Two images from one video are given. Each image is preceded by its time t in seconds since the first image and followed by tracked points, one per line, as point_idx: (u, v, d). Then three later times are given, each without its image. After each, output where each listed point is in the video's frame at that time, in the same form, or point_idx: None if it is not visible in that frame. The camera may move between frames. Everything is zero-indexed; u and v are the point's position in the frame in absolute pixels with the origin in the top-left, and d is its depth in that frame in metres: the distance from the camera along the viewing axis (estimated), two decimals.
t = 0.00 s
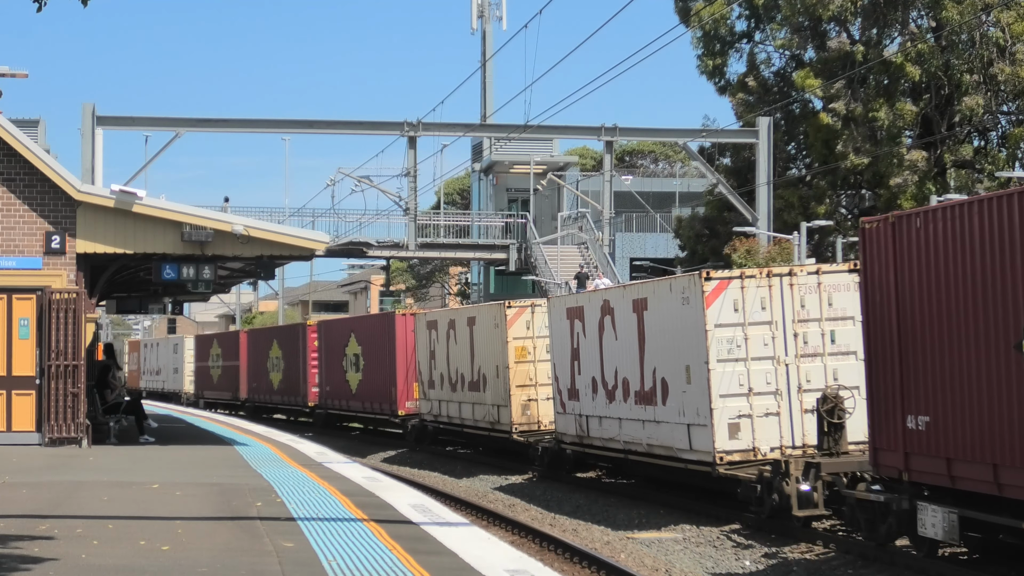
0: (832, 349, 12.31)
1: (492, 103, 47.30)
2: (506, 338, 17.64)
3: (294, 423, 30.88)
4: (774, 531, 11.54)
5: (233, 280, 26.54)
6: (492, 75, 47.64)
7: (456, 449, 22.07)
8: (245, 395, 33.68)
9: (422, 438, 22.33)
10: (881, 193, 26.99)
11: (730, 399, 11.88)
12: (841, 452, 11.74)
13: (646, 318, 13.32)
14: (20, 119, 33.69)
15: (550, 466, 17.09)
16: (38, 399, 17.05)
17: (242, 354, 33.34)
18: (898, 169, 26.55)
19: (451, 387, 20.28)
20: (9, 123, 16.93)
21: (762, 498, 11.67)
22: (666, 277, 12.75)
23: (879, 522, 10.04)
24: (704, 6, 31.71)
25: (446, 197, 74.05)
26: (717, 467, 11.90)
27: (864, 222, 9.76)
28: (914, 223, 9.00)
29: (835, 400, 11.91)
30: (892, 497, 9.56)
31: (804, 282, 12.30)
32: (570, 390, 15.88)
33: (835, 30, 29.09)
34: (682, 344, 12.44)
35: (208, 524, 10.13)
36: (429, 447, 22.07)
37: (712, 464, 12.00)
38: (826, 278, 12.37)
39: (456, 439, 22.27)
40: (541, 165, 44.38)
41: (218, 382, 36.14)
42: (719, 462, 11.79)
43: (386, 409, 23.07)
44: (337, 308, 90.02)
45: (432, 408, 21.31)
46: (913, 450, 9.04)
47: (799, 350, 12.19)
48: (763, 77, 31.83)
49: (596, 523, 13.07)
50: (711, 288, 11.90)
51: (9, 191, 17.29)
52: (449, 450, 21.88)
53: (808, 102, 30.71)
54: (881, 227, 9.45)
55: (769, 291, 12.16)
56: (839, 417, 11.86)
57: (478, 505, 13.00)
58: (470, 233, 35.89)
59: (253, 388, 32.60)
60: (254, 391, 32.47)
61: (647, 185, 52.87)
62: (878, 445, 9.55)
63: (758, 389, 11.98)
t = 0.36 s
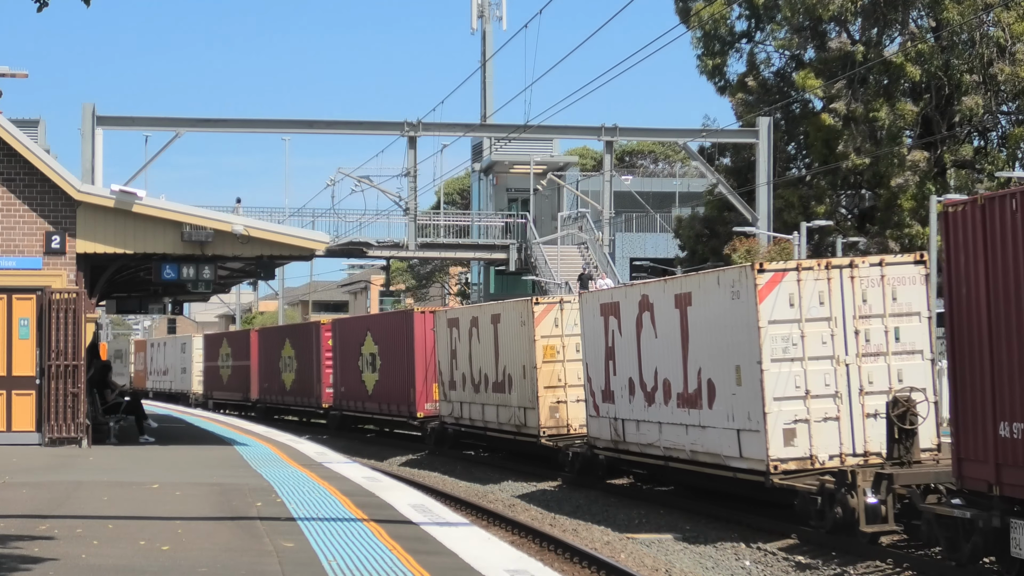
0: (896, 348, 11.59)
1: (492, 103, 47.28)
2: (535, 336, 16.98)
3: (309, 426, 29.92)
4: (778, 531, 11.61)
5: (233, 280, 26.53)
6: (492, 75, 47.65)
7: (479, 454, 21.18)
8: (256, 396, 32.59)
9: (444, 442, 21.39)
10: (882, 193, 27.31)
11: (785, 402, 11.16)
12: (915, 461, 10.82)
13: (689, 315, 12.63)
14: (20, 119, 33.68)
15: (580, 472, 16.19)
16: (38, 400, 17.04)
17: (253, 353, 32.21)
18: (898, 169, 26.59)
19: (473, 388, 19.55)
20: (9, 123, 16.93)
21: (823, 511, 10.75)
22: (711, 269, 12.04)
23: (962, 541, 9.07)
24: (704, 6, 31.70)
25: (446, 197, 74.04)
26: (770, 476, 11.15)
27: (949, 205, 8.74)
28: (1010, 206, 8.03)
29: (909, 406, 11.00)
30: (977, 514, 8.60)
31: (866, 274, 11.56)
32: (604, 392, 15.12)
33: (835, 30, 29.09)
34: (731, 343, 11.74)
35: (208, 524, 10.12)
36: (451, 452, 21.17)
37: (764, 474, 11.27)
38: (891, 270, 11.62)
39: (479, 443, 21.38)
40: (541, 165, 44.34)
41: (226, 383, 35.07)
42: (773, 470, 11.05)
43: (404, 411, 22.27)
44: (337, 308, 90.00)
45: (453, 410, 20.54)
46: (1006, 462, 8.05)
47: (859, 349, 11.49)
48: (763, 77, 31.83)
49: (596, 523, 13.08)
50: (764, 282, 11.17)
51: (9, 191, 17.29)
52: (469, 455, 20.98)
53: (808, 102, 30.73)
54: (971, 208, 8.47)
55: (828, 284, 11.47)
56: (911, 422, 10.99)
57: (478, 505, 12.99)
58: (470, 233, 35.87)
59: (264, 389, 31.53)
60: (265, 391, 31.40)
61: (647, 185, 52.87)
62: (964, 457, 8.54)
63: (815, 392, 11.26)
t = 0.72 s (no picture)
0: (970, 346, 10.25)
1: (492, 103, 47.28)
2: (564, 334, 15.95)
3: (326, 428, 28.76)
4: (778, 531, 11.58)
5: (233, 280, 26.53)
6: (492, 75, 47.64)
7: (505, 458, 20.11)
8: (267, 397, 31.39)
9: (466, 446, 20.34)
10: (882, 193, 27.41)
11: (850, 406, 9.92)
12: (1002, 472, 9.57)
13: (739, 310, 11.44)
14: (20, 119, 33.67)
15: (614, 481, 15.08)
16: (38, 399, 17.04)
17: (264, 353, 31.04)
18: (898, 169, 26.60)
19: (497, 390, 18.51)
20: (9, 123, 16.93)
21: (892, 526, 9.55)
22: (765, 259, 10.82)
23: None
24: (704, 6, 31.70)
25: (445, 197, 74.06)
26: (832, 488, 9.94)
27: None
28: None
29: (995, 411, 9.66)
30: None
31: (937, 266, 10.23)
32: (640, 393, 13.93)
33: (835, 30, 29.09)
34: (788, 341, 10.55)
35: (208, 524, 10.12)
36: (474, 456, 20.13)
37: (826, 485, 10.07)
38: (964, 261, 10.31)
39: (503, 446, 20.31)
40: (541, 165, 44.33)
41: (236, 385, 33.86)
42: (836, 482, 9.83)
43: (422, 413, 21.16)
44: (336, 308, 89.96)
45: (475, 413, 19.50)
46: None
47: (930, 348, 10.16)
48: (763, 77, 31.83)
49: (596, 523, 13.07)
50: (826, 273, 9.95)
51: (9, 191, 17.29)
52: (492, 459, 19.93)
53: (809, 102, 30.74)
54: None
55: (896, 276, 10.15)
56: (997, 428, 9.66)
57: (478, 505, 12.99)
58: (470, 233, 35.84)
59: (276, 390, 30.36)
60: (276, 393, 30.25)
61: (647, 185, 52.85)
62: None
63: (883, 395, 9.98)
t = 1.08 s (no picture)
0: None
1: (492, 103, 47.29)
2: (596, 332, 15.09)
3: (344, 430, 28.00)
4: (778, 532, 11.59)
5: (233, 279, 26.54)
6: (492, 75, 47.65)
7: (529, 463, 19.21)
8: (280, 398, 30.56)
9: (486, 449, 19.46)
10: (882, 193, 27.45)
11: (929, 411, 8.97)
12: None
13: (798, 305, 10.51)
14: (20, 119, 33.68)
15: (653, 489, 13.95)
16: (38, 399, 17.04)
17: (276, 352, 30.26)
18: (899, 169, 26.64)
19: (521, 392, 17.61)
20: (9, 123, 16.94)
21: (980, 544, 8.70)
22: (830, 249, 9.91)
23: None
24: (704, 6, 31.71)
25: (446, 196, 74.08)
26: (907, 504, 8.95)
27: None
28: None
29: None
30: None
31: (1020, 256, 9.47)
32: (682, 396, 12.95)
33: (835, 30, 29.09)
34: (854, 339, 9.61)
35: (208, 524, 10.13)
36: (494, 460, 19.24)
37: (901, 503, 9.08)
38: None
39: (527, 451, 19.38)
40: (541, 165, 44.36)
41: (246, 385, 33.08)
42: (913, 496, 8.85)
43: (442, 416, 20.23)
44: (337, 308, 89.98)
45: (498, 415, 18.55)
46: None
47: (1014, 347, 9.31)
48: (763, 77, 31.84)
49: (596, 523, 13.08)
50: (900, 264, 9.04)
51: (9, 191, 17.29)
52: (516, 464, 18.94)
53: (808, 103, 30.77)
54: None
55: (976, 267, 9.32)
56: None
57: (478, 505, 12.99)
58: (470, 233, 35.85)
59: (289, 390, 29.59)
60: (289, 394, 29.48)
61: (647, 185, 52.87)
62: None
63: (962, 398, 9.05)
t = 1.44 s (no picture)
0: None
1: (492, 103, 47.29)
2: (635, 331, 14.42)
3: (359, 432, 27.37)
4: (778, 532, 11.61)
5: (233, 279, 26.54)
6: (492, 75, 47.64)
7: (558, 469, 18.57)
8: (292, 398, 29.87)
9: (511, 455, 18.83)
10: (882, 193, 27.46)
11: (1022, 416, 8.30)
12: None
13: (868, 299, 9.79)
14: (20, 119, 33.68)
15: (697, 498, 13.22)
16: (38, 399, 17.04)
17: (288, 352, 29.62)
18: (899, 169, 26.64)
19: (551, 393, 16.93)
20: (9, 123, 16.93)
21: None
22: (907, 236, 9.21)
23: None
24: (704, 7, 31.70)
25: (445, 197, 74.09)
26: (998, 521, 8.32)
27: None
28: None
29: None
30: None
31: None
32: (732, 399, 12.18)
33: (835, 30, 29.05)
34: (933, 336, 8.91)
35: (208, 524, 10.12)
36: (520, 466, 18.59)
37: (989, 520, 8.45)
38: None
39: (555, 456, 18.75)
40: (542, 165, 44.36)
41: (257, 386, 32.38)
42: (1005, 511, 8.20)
43: (464, 418, 19.75)
44: (337, 308, 89.97)
45: (526, 419, 17.97)
46: None
47: None
48: (763, 77, 31.82)
49: (597, 523, 13.07)
50: (989, 251, 8.35)
51: (9, 191, 17.29)
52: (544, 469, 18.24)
53: (808, 103, 30.77)
54: None
55: None
56: None
57: (478, 505, 12.98)
58: (470, 233, 35.84)
59: (303, 391, 28.91)
60: (303, 394, 28.83)
61: (647, 185, 52.86)
62: None
63: None
